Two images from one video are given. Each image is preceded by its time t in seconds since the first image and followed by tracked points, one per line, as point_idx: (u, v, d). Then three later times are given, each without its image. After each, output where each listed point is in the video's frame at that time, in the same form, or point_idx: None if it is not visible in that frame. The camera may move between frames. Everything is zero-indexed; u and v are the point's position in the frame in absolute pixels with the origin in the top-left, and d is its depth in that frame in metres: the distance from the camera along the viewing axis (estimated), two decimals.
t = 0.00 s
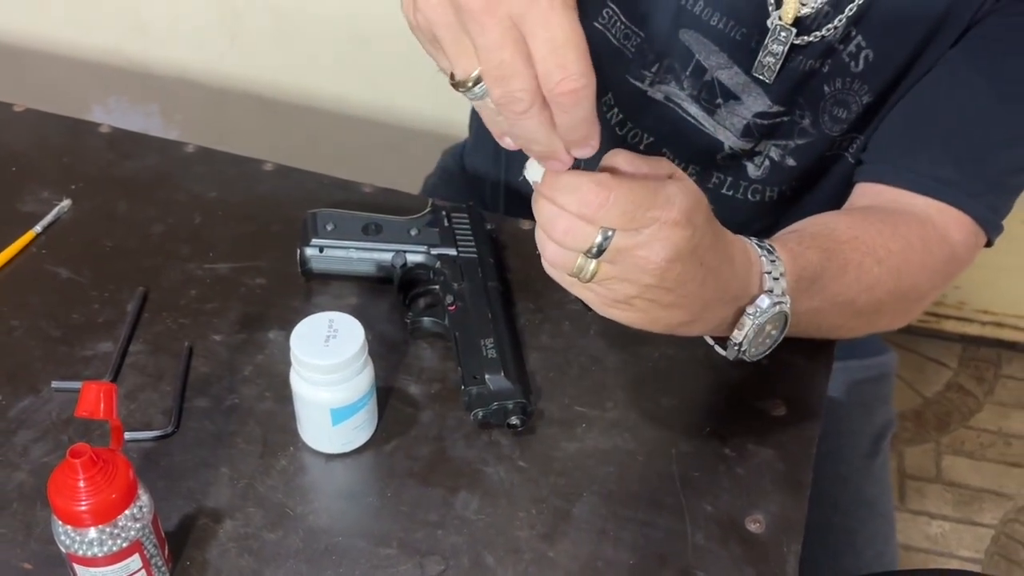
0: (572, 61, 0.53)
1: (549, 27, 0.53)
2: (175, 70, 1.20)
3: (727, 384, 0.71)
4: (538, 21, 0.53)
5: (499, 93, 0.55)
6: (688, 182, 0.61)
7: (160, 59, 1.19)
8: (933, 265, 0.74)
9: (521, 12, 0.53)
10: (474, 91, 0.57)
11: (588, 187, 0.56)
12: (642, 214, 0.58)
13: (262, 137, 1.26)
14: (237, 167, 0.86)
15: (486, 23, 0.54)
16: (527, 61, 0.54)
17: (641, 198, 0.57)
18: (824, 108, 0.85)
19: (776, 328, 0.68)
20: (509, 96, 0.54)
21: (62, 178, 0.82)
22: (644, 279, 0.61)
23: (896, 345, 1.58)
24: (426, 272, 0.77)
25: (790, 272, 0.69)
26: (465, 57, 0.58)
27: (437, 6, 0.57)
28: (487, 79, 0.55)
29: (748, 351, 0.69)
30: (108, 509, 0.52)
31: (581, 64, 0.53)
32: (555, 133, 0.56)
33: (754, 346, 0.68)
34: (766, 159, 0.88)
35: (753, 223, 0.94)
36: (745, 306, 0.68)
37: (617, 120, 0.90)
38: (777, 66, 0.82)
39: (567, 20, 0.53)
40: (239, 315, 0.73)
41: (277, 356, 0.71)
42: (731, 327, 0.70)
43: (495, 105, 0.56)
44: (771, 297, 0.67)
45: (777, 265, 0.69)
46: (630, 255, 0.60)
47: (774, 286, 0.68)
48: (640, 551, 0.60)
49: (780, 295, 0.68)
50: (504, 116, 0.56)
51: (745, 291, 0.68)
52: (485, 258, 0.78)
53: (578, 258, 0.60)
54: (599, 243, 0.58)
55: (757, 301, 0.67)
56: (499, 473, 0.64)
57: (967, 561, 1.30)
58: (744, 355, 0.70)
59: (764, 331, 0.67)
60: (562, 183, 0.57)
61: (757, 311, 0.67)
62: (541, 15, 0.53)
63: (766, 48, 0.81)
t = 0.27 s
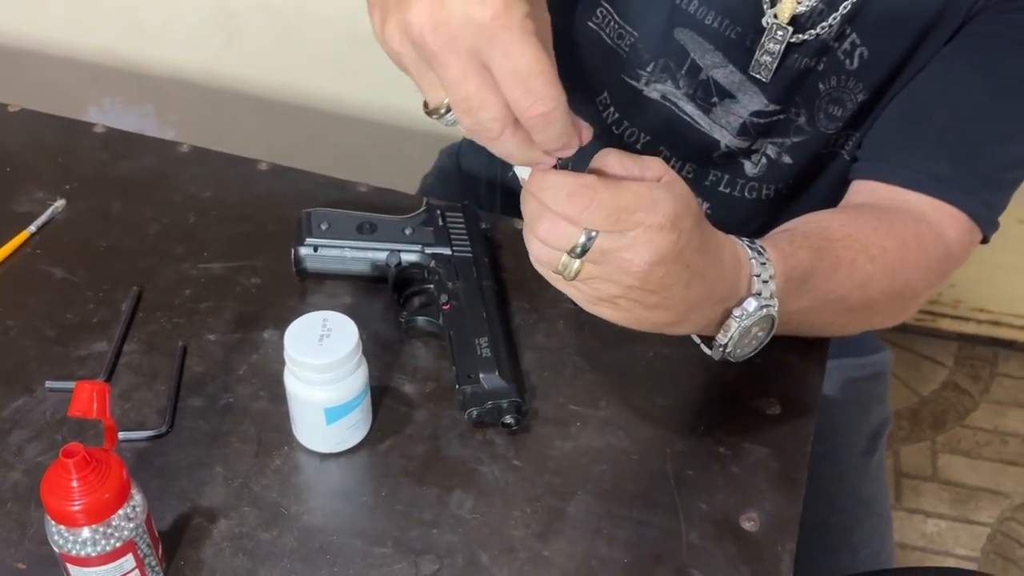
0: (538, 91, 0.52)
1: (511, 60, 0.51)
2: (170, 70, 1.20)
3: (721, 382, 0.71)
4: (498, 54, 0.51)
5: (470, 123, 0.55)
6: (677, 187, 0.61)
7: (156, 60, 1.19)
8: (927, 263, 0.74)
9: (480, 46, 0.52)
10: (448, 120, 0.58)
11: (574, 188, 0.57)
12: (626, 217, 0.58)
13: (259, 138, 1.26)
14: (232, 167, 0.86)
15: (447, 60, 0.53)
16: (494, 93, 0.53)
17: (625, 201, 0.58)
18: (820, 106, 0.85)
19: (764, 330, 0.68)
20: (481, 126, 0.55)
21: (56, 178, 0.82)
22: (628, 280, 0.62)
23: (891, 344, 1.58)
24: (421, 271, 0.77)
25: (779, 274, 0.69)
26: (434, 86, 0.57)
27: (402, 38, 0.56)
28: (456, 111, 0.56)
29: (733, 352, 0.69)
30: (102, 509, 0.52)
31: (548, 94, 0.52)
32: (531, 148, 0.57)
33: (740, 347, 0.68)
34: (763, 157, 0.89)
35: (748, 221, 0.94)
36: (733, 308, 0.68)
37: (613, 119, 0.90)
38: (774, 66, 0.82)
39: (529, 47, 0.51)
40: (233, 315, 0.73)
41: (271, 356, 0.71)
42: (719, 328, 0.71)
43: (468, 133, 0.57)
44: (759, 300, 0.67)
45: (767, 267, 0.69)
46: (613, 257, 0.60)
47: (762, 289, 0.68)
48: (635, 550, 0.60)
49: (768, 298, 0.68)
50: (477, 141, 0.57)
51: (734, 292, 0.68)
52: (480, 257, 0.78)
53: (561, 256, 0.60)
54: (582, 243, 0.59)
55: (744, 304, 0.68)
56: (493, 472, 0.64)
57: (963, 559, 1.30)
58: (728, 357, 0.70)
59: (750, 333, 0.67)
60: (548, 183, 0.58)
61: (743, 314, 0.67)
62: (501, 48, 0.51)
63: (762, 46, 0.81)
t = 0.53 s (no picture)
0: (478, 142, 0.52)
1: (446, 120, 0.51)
2: (166, 71, 1.20)
3: (714, 382, 0.71)
4: (433, 117, 0.52)
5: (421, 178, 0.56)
6: (652, 209, 0.59)
7: (151, 61, 1.19)
8: (919, 263, 0.74)
9: (411, 114, 0.52)
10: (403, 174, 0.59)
11: (540, 227, 0.56)
12: (595, 248, 0.57)
13: (255, 138, 1.26)
14: (226, 167, 0.86)
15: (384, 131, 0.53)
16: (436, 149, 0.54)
17: (592, 232, 0.57)
18: (810, 105, 0.84)
19: (755, 340, 0.67)
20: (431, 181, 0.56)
21: (49, 179, 0.82)
22: (608, 308, 0.61)
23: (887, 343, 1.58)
24: (414, 271, 0.77)
25: (770, 283, 0.68)
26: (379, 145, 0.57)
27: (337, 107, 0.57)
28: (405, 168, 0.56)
29: (726, 364, 0.68)
30: (92, 509, 0.52)
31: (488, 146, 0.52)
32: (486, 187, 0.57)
33: (732, 358, 0.68)
34: (754, 157, 0.88)
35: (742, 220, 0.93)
36: (722, 320, 0.66)
37: (604, 122, 0.89)
38: (763, 67, 0.81)
39: (458, 106, 0.51)
40: (226, 315, 0.73)
41: (264, 356, 0.71)
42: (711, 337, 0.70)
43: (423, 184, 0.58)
44: (749, 311, 0.66)
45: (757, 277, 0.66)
46: (587, 288, 0.59)
47: (753, 300, 0.66)
48: (627, 549, 0.60)
49: (759, 309, 0.66)
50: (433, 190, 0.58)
51: (722, 306, 0.66)
52: (473, 256, 0.78)
53: (539, 289, 0.60)
54: (556, 276, 0.59)
55: (734, 315, 0.66)
56: (486, 471, 0.64)
57: (959, 558, 1.30)
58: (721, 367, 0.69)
59: (742, 344, 0.67)
60: (515, 222, 0.57)
61: (734, 326, 0.66)
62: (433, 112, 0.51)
63: (750, 48, 0.80)
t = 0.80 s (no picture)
0: (442, 176, 0.53)
1: (411, 155, 0.52)
2: (162, 73, 1.20)
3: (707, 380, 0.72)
4: (398, 151, 0.53)
5: (390, 211, 0.57)
6: (624, 230, 0.59)
7: (148, 64, 1.19)
8: (908, 260, 0.74)
9: (378, 146, 0.53)
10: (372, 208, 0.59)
11: (509, 251, 0.56)
12: (566, 269, 0.57)
13: (251, 140, 1.26)
14: (220, 168, 0.86)
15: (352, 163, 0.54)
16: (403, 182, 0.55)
17: (562, 254, 0.57)
18: (796, 102, 0.84)
19: (739, 350, 0.66)
20: (400, 214, 0.57)
21: (44, 181, 0.82)
22: (585, 328, 0.60)
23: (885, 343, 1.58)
24: (407, 271, 0.77)
25: (752, 291, 0.67)
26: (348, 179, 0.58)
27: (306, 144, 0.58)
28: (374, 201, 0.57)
29: (709, 375, 0.67)
30: (85, 509, 0.52)
31: (452, 180, 0.53)
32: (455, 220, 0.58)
33: (716, 369, 0.67)
34: (743, 156, 0.88)
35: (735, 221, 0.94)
36: (704, 331, 0.66)
37: (590, 127, 0.89)
38: (748, 67, 0.80)
39: (422, 140, 0.52)
40: (220, 315, 0.73)
41: (257, 356, 0.71)
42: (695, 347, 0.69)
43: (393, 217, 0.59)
44: (730, 322, 0.65)
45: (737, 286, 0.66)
46: (562, 309, 0.59)
47: (734, 310, 0.65)
48: (619, 547, 0.60)
49: (741, 318, 0.65)
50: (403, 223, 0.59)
51: (703, 317, 0.65)
52: (466, 255, 0.78)
53: (514, 312, 0.60)
54: (529, 298, 0.59)
55: (715, 326, 0.66)
56: (479, 470, 0.64)
57: (956, 557, 1.30)
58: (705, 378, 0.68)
59: (726, 354, 0.66)
60: (487, 246, 0.57)
61: (717, 337, 0.65)
62: (397, 146, 0.52)
63: (734, 49, 0.79)
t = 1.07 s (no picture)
0: (434, 167, 0.53)
1: (404, 145, 0.52)
2: (158, 77, 1.20)
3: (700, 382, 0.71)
4: (390, 142, 0.53)
5: (379, 207, 0.57)
6: (617, 239, 0.59)
7: (144, 69, 1.20)
8: (899, 261, 0.74)
9: (370, 137, 0.53)
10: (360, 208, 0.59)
11: (496, 255, 0.57)
12: (553, 278, 0.57)
13: (247, 144, 1.26)
14: (212, 172, 0.86)
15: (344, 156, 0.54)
16: (394, 176, 0.55)
17: (551, 263, 0.57)
18: (784, 103, 0.84)
19: (727, 360, 0.66)
20: (389, 210, 0.56)
21: (36, 185, 0.82)
22: (572, 335, 0.60)
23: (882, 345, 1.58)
24: (399, 274, 0.76)
25: (742, 297, 0.66)
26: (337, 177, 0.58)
27: (296, 141, 0.57)
28: (363, 197, 0.57)
29: (695, 382, 0.67)
30: (73, 513, 0.52)
31: (444, 172, 0.53)
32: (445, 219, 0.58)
33: (704, 376, 0.67)
34: (730, 157, 0.87)
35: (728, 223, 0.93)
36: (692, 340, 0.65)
37: (576, 133, 0.89)
38: (734, 69, 0.81)
39: (415, 131, 0.52)
40: (211, 319, 0.73)
41: (249, 359, 0.71)
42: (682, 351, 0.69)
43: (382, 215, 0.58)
44: (719, 331, 0.65)
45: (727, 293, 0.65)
46: (548, 316, 0.59)
47: (723, 319, 0.65)
48: (611, 550, 0.60)
49: (729, 327, 0.65)
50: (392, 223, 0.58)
51: (694, 325, 0.64)
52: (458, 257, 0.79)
53: (500, 315, 0.60)
54: (514, 303, 0.59)
55: (704, 335, 0.65)
56: (470, 473, 0.64)
57: (954, 559, 1.30)
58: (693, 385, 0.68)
59: (714, 362, 0.66)
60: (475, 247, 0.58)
61: (704, 346, 0.65)
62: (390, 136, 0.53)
63: (720, 51, 0.80)
